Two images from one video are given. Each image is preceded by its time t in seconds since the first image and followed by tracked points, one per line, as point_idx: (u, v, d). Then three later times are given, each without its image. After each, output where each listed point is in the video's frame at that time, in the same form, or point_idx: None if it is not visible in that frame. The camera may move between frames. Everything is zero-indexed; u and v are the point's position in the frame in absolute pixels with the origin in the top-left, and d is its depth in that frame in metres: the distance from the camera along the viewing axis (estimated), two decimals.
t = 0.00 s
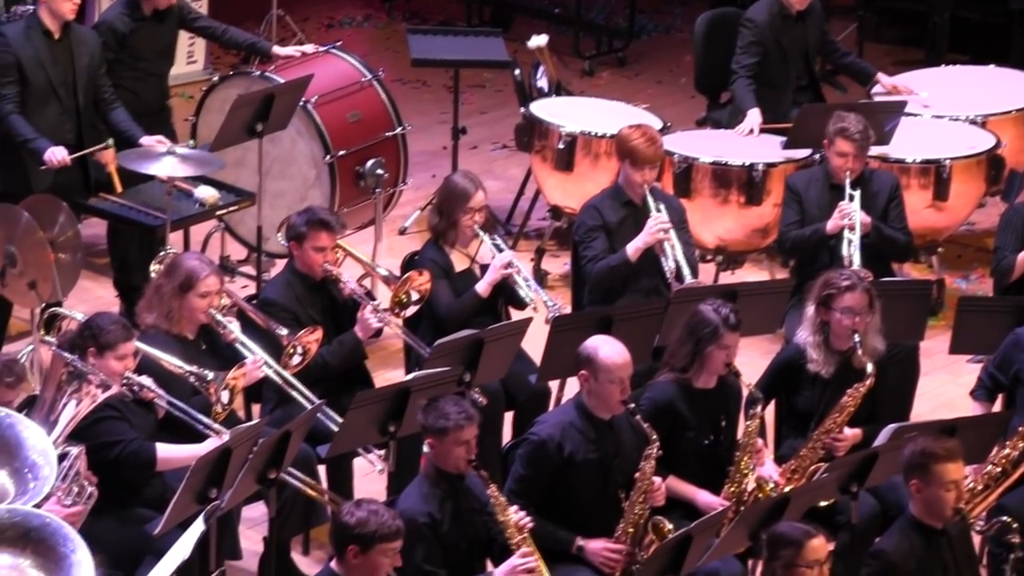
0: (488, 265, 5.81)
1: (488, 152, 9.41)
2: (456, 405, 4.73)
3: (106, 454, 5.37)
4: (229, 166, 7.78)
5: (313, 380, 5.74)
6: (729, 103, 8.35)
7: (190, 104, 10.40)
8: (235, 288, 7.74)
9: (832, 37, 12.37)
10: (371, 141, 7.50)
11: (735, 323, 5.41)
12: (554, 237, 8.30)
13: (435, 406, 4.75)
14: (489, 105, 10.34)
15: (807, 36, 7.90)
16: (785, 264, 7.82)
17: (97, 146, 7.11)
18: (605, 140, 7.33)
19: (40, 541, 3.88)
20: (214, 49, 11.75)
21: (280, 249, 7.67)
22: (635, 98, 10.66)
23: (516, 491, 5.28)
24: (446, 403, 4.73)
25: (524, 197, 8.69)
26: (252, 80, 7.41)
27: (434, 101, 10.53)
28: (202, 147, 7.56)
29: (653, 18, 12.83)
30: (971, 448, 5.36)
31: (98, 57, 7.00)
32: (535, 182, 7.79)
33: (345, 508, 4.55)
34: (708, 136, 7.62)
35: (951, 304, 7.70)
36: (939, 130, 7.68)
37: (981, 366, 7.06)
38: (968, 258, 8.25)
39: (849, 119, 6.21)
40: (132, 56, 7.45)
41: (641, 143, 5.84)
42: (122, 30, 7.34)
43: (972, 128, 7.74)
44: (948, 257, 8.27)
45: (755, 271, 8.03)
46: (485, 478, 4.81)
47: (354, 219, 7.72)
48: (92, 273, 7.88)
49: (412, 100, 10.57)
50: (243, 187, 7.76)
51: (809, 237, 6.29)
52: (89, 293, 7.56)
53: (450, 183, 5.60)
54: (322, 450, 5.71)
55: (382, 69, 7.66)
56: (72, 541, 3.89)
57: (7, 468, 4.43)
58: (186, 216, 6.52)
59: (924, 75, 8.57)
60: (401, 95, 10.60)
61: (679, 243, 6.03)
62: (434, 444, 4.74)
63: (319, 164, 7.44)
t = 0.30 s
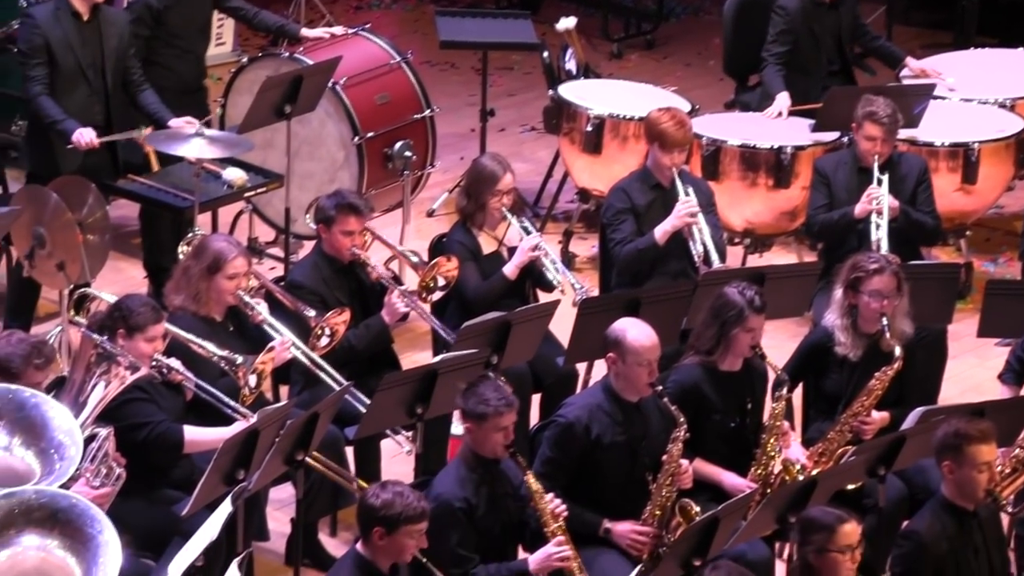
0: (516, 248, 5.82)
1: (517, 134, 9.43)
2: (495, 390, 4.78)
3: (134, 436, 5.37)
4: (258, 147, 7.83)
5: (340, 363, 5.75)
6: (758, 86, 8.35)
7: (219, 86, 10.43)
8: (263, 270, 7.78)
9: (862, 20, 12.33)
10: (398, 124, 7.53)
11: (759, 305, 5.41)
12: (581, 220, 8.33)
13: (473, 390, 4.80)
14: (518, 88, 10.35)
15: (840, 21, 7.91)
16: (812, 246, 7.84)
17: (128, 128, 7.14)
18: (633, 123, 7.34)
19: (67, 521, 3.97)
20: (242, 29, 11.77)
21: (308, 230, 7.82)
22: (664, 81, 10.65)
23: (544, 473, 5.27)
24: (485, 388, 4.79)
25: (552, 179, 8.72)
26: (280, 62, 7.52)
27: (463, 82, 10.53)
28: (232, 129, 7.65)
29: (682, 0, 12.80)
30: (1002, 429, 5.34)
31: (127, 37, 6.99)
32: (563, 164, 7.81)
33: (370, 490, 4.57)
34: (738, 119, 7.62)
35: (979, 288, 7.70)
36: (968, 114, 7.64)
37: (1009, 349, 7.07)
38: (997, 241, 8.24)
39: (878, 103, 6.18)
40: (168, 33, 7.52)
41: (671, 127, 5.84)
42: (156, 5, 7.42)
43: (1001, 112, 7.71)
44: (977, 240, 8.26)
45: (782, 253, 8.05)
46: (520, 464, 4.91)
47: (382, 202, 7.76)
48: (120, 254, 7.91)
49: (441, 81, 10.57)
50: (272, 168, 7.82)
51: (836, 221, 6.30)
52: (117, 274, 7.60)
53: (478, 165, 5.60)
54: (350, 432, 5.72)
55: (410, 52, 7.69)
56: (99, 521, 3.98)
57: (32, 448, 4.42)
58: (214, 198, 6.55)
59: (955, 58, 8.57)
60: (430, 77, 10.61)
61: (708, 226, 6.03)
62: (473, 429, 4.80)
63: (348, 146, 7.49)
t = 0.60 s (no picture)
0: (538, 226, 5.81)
1: (537, 113, 9.48)
2: (524, 370, 4.82)
3: (154, 414, 5.34)
4: (279, 126, 7.91)
5: (361, 341, 5.75)
6: (779, 66, 8.35)
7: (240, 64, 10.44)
8: (285, 248, 7.81)
9: None
10: (419, 102, 7.55)
11: (780, 285, 5.39)
12: (602, 199, 8.37)
13: (502, 370, 4.84)
14: (538, 67, 10.37)
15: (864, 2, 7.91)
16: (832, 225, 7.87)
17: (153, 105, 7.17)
18: (654, 102, 7.40)
19: (88, 498, 3.99)
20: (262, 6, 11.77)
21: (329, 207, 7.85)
22: (684, 59, 10.65)
23: (565, 450, 5.26)
24: (513, 368, 4.82)
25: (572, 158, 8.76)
26: (302, 40, 7.56)
27: (483, 61, 10.54)
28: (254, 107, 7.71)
29: None
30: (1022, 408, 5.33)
31: (149, 16, 7.00)
32: (584, 143, 7.85)
33: (389, 468, 4.56)
34: (759, 98, 7.68)
35: (1000, 267, 7.72)
36: (989, 93, 7.65)
37: None
38: (1019, 221, 8.24)
39: (900, 82, 6.22)
40: (195, 4, 7.72)
41: (691, 105, 5.87)
42: None
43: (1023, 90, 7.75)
44: (999, 219, 8.27)
45: (803, 233, 8.12)
46: (548, 444, 4.93)
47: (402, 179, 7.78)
48: (140, 231, 7.94)
49: (462, 60, 10.58)
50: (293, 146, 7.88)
51: (857, 202, 6.31)
52: (137, 252, 7.62)
53: (499, 142, 5.60)
54: (370, 410, 5.73)
55: (431, 30, 7.72)
56: (118, 499, 4.01)
57: (52, 425, 4.41)
58: (236, 175, 6.66)
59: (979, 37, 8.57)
60: (450, 55, 10.61)
61: (729, 204, 6.06)
62: (501, 411, 4.84)
63: (369, 124, 7.52)
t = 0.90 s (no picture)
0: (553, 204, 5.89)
1: (553, 91, 9.56)
2: (545, 352, 4.79)
3: (171, 391, 5.24)
4: (295, 104, 7.94)
5: (381, 321, 5.80)
6: (795, 44, 8.34)
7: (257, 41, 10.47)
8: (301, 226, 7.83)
9: None
10: (436, 80, 7.57)
11: (798, 263, 5.39)
12: (618, 176, 8.43)
13: (523, 351, 4.81)
14: (554, 45, 10.41)
15: None
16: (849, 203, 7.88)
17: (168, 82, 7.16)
18: (670, 80, 7.46)
19: (105, 473, 3.98)
20: None
21: (344, 184, 7.93)
22: (700, 37, 10.66)
23: (581, 429, 5.24)
24: (534, 350, 4.80)
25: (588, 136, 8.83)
26: (319, 17, 7.60)
27: (499, 38, 10.56)
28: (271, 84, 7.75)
29: None
30: None
31: None
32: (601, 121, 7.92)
33: (405, 446, 4.55)
34: (775, 76, 7.70)
35: (1017, 246, 7.73)
36: (1005, 70, 7.66)
37: None
38: None
39: (916, 61, 6.26)
40: None
41: (708, 84, 5.91)
42: None
43: None
44: (1016, 198, 8.29)
45: (819, 211, 8.18)
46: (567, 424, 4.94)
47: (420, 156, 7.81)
48: (156, 209, 7.96)
49: (477, 37, 10.60)
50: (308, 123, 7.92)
51: (873, 179, 6.34)
52: (152, 229, 7.64)
53: (515, 120, 5.65)
54: (386, 388, 5.73)
55: (448, 9, 7.76)
56: (134, 472, 4.00)
57: (68, 402, 4.40)
58: (251, 153, 6.93)
59: (997, 15, 8.57)
60: (466, 32, 10.64)
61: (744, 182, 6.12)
62: (521, 392, 4.83)
63: (385, 100, 7.55)
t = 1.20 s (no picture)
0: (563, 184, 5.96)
1: (564, 71, 9.65)
2: (558, 336, 4.77)
3: (181, 371, 5.22)
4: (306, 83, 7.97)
5: (388, 300, 5.79)
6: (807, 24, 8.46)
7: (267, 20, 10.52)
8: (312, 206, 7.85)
9: None
10: (447, 60, 7.60)
11: (813, 245, 5.34)
12: (629, 156, 8.54)
13: (536, 334, 4.80)
14: (564, 25, 10.48)
15: None
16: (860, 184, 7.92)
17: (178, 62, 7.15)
18: (681, 60, 7.48)
19: (122, 450, 4.00)
20: None
21: (355, 163, 7.93)
22: (711, 16, 10.70)
23: (591, 410, 5.19)
24: (547, 333, 4.77)
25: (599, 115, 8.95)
26: None
27: (510, 18, 10.61)
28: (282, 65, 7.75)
29: None
30: None
31: None
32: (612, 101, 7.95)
33: (417, 427, 4.53)
34: (786, 56, 7.77)
35: None
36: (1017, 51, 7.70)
37: None
38: None
39: (928, 42, 6.33)
40: None
41: (720, 65, 5.95)
42: None
43: None
44: None
45: (831, 190, 8.28)
46: (577, 406, 4.94)
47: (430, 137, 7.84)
48: (167, 188, 7.98)
49: (488, 16, 10.65)
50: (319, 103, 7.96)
51: (885, 159, 6.43)
52: (163, 209, 7.65)
53: (526, 101, 5.69)
54: (397, 367, 5.75)
55: None
56: (150, 448, 4.02)
57: (79, 382, 4.39)
58: (262, 132, 6.97)
59: None
60: (477, 11, 10.69)
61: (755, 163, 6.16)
62: (532, 373, 4.82)
63: (396, 79, 7.61)
